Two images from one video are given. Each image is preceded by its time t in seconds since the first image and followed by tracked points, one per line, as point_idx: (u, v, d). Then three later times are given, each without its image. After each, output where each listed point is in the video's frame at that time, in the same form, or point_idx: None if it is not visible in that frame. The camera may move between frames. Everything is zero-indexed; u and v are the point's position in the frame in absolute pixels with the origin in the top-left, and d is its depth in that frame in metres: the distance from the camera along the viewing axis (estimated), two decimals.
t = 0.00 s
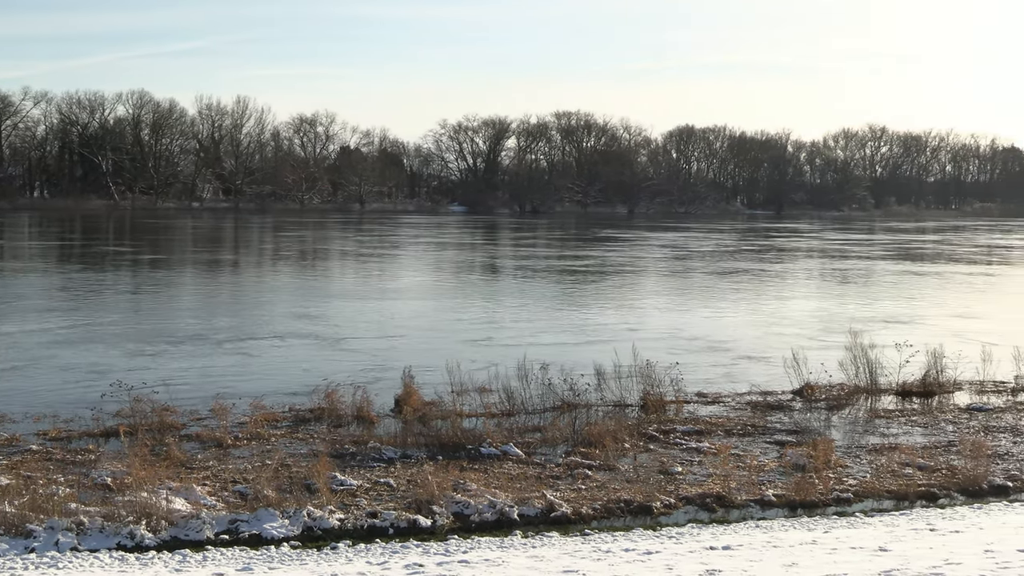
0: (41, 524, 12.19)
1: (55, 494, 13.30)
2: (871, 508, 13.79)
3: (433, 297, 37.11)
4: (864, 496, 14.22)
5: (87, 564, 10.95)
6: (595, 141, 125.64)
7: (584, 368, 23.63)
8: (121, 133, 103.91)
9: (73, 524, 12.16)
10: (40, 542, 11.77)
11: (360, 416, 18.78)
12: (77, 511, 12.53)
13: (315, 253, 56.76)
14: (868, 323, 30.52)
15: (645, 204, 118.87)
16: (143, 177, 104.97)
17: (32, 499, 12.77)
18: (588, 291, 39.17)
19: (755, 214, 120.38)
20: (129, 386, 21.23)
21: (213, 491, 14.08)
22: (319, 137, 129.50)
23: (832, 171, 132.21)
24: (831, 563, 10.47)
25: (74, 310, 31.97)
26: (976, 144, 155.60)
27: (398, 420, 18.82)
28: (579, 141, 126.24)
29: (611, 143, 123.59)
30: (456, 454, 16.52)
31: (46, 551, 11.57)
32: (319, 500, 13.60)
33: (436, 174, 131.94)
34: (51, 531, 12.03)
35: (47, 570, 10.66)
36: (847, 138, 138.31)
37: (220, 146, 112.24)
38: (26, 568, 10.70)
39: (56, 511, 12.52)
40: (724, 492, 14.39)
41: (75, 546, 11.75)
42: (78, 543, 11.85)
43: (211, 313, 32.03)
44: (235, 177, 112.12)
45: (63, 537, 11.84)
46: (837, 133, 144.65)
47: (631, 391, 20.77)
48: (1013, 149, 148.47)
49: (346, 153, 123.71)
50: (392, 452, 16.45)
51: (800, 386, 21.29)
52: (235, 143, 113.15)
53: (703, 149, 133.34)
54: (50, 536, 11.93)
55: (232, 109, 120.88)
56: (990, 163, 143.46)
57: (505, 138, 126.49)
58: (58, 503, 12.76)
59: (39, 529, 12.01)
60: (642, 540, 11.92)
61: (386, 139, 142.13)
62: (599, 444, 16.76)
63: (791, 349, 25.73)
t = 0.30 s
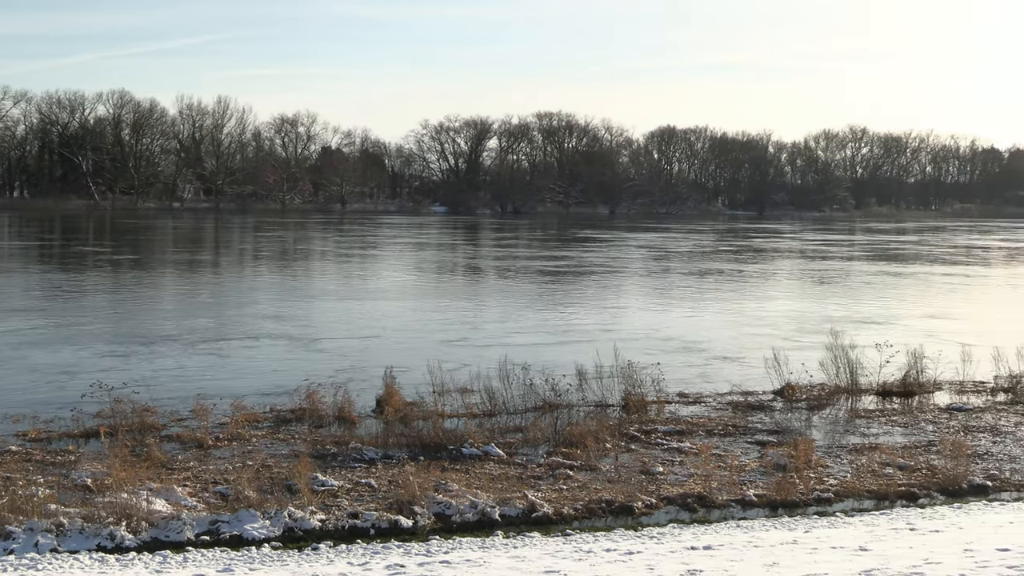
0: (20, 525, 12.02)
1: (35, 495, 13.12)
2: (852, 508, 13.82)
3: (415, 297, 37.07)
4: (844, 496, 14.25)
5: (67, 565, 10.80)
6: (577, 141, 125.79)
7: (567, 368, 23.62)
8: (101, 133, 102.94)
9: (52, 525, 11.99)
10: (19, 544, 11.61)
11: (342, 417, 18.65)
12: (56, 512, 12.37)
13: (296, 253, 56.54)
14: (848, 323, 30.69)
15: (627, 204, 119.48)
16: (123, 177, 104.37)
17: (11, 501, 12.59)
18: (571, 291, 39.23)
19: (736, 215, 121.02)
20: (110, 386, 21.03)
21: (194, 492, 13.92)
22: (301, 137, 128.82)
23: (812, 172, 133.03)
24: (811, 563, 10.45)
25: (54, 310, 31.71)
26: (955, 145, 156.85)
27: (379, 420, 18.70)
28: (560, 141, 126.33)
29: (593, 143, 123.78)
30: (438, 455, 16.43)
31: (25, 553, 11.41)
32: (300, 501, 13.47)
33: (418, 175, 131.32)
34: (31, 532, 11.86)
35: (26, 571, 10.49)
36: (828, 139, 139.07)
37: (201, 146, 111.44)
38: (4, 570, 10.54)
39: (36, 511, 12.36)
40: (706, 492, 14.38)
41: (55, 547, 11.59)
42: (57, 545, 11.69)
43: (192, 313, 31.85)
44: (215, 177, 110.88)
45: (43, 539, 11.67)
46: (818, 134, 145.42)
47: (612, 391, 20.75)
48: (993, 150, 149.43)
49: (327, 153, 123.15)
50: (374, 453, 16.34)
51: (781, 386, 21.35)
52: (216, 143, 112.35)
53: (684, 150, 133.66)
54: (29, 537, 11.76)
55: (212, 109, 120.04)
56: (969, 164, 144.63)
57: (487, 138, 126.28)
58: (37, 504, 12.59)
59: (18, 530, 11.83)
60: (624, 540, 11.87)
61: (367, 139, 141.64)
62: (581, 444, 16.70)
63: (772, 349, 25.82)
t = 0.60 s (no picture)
0: (7, 526, 11.91)
1: (22, 496, 13.01)
2: (839, 507, 13.83)
3: (404, 297, 37.02)
4: (833, 496, 14.25)
5: (54, 565, 10.69)
6: (565, 141, 125.80)
7: (555, 368, 23.59)
8: (88, 133, 102.22)
9: (40, 526, 11.89)
10: (6, 545, 11.51)
11: (330, 417, 18.55)
12: (44, 513, 12.27)
13: (284, 253, 56.34)
14: (835, 323, 30.76)
15: (615, 204, 119.21)
16: (110, 176, 103.92)
17: None
18: (559, 291, 39.24)
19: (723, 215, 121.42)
20: (97, 387, 20.89)
21: (181, 493, 13.81)
22: (288, 137, 128.35)
23: (800, 172, 133.49)
24: (798, 562, 10.44)
25: (40, 310, 31.51)
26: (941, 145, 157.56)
27: (367, 420, 18.63)
28: (548, 141, 126.36)
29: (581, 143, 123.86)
30: (426, 455, 16.37)
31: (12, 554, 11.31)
32: (288, 501, 13.39)
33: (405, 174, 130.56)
34: (18, 533, 11.75)
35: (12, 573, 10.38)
36: (815, 139, 139.51)
37: (189, 146, 110.98)
38: None
39: (23, 513, 12.25)
40: (693, 491, 14.37)
41: (42, 548, 11.50)
42: (45, 545, 11.59)
43: (180, 313, 31.71)
44: (203, 177, 110.23)
45: (30, 539, 11.57)
46: (805, 134, 145.81)
47: (600, 391, 20.72)
48: (980, 149, 150.36)
49: (315, 153, 122.74)
50: (362, 453, 16.27)
51: (768, 386, 21.37)
52: (204, 143, 111.88)
53: (672, 150, 133.50)
54: (17, 538, 11.65)
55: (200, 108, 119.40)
56: (956, 165, 145.34)
57: (475, 138, 126.06)
58: (25, 505, 12.48)
59: (4, 531, 11.72)
60: (612, 540, 11.84)
61: (355, 139, 141.26)
62: (569, 445, 16.67)
63: (759, 349, 25.85)
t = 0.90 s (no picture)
0: None
1: (5, 496, 12.88)
2: (824, 506, 13.86)
3: (390, 296, 36.90)
4: (818, 495, 14.28)
5: (38, 566, 10.58)
6: (550, 141, 125.72)
7: (540, 368, 23.55)
8: (72, 132, 101.21)
9: (23, 526, 11.77)
10: None
11: (315, 416, 18.44)
12: (28, 513, 12.16)
13: (269, 253, 56.04)
14: (820, 323, 30.83)
15: (600, 204, 119.25)
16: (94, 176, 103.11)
17: None
18: (545, 290, 39.20)
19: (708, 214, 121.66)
20: (82, 387, 20.72)
21: (166, 493, 13.69)
22: (274, 137, 127.69)
23: (785, 172, 133.90)
24: (782, 561, 10.44)
25: (24, 310, 31.24)
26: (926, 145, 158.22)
27: (353, 420, 18.52)
28: (534, 141, 126.14)
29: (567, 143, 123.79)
30: (411, 455, 16.30)
31: None
32: (273, 501, 13.29)
33: (391, 174, 130.50)
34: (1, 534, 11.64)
35: None
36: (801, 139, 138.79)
37: (173, 146, 110.21)
38: None
39: (7, 513, 12.14)
40: (679, 491, 14.35)
41: (26, 549, 11.39)
42: (28, 546, 11.50)
43: (164, 313, 31.49)
44: (188, 177, 109.87)
45: (13, 541, 11.47)
46: (791, 134, 146.17)
47: (585, 391, 20.68)
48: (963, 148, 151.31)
49: (300, 152, 122.12)
50: (347, 452, 16.17)
51: (753, 385, 21.40)
52: (189, 142, 111.17)
53: (658, 149, 132.81)
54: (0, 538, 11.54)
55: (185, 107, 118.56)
56: (941, 164, 145.96)
57: (461, 138, 125.63)
58: (8, 505, 12.36)
59: None
60: (598, 539, 11.82)
61: (340, 138, 140.63)
62: (555, 444, 16.63)
63: (745, 349, 25.88)
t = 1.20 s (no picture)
0: None
1: None
2: (810, 506, 13.88)
3: (377, 296, 36.76)
4: (804, 494, 14.28)
5: (22, 567, 10.48)
6: (537, 141, 125.56)
7: (527, 367, 23.51)
8: (58, 132, 100.16)
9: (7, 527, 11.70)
10: None
11: (301, 416, 18.33)
12: (13, 515, 12.08)
13: (255, 252, 55.72)
14: (807, 323, 30.87)
15: (587, 203, 119.27)
16: (80, 176, 102.26)
17: None
18: (532, 290, 39.18)
19: (695, 215, 122.01)
20: (68, 387, 20.54)
21: (152, 493, 13.57)
22: (260, 136, 127.15)
23: (771, 172, 134.34)
24: (767, 560, 10.43)
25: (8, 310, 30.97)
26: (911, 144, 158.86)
27: (339, 420, 18.41)
28: (520, 141, 125.99)
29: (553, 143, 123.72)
30: (398, 454, 16.22)
31: None
32: (259, 502, 13.18)
33: (377, 174, 130.50)
34: None
35: None
36: (788, 139, 139.07)
37: (159, 145, 109.54)
38: None
39: None
40: (665, 491, 14.33)
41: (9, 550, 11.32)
42: (13, 547, 11.45)
43: (150, 313, 31.27)
44: (174, 176, 109.25)
45: None
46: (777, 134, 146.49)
47: (572, 391, 20.65)
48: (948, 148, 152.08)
49: (286, 151, 121.58)
50: (333, 452, 16.08)
51: (740, 385, 21.41)
52: (175, 142, 110.55)
53: (644, 149, 133.22)
54: None
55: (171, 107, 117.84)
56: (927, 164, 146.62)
57: (447, 137, 125.36)
58: None
59: None
60: (585, 539, 11.80)
61: (326, 138, 140.12)
62: (541, 443, 16.58)
63: (731, 349, 25.90)
